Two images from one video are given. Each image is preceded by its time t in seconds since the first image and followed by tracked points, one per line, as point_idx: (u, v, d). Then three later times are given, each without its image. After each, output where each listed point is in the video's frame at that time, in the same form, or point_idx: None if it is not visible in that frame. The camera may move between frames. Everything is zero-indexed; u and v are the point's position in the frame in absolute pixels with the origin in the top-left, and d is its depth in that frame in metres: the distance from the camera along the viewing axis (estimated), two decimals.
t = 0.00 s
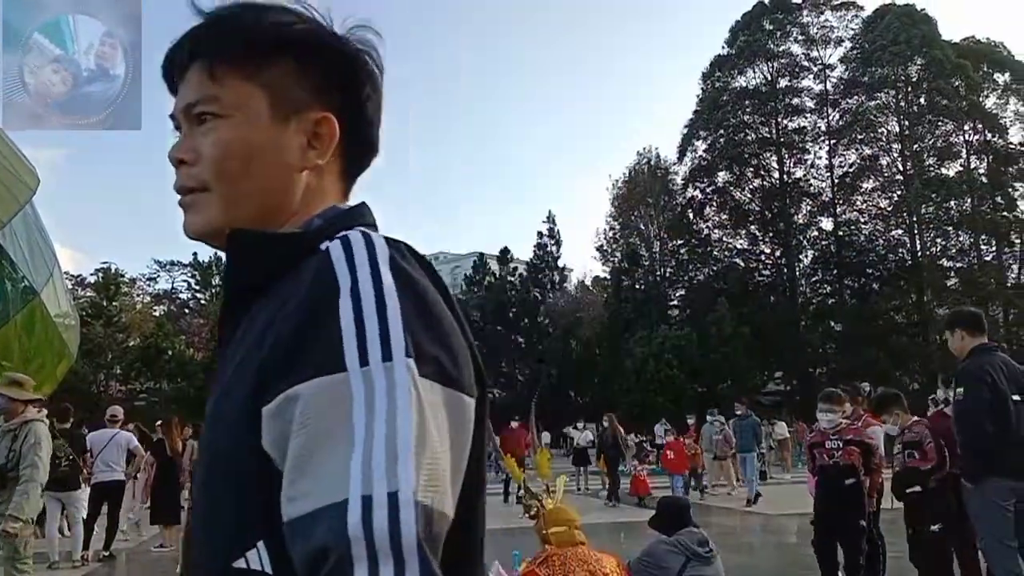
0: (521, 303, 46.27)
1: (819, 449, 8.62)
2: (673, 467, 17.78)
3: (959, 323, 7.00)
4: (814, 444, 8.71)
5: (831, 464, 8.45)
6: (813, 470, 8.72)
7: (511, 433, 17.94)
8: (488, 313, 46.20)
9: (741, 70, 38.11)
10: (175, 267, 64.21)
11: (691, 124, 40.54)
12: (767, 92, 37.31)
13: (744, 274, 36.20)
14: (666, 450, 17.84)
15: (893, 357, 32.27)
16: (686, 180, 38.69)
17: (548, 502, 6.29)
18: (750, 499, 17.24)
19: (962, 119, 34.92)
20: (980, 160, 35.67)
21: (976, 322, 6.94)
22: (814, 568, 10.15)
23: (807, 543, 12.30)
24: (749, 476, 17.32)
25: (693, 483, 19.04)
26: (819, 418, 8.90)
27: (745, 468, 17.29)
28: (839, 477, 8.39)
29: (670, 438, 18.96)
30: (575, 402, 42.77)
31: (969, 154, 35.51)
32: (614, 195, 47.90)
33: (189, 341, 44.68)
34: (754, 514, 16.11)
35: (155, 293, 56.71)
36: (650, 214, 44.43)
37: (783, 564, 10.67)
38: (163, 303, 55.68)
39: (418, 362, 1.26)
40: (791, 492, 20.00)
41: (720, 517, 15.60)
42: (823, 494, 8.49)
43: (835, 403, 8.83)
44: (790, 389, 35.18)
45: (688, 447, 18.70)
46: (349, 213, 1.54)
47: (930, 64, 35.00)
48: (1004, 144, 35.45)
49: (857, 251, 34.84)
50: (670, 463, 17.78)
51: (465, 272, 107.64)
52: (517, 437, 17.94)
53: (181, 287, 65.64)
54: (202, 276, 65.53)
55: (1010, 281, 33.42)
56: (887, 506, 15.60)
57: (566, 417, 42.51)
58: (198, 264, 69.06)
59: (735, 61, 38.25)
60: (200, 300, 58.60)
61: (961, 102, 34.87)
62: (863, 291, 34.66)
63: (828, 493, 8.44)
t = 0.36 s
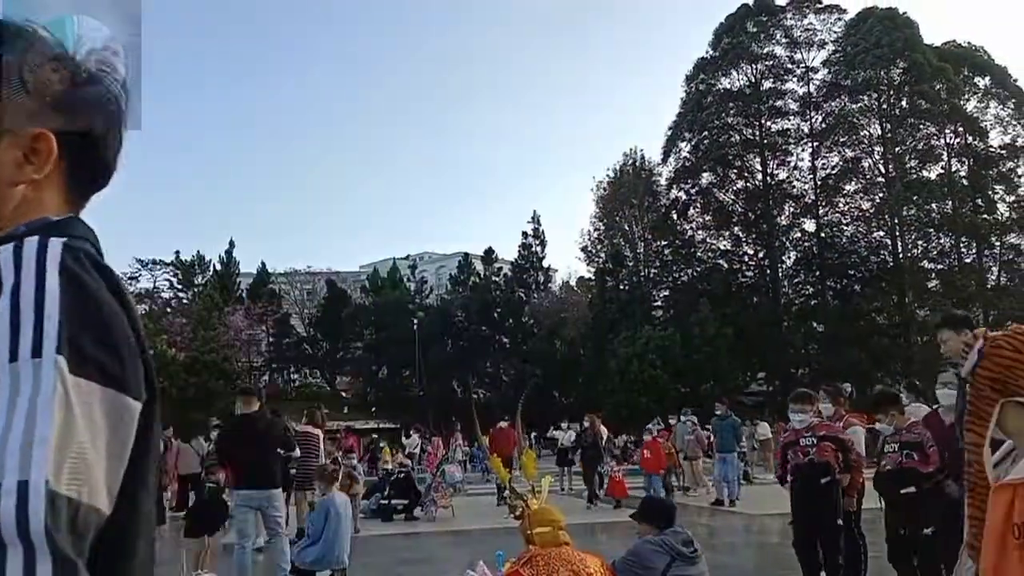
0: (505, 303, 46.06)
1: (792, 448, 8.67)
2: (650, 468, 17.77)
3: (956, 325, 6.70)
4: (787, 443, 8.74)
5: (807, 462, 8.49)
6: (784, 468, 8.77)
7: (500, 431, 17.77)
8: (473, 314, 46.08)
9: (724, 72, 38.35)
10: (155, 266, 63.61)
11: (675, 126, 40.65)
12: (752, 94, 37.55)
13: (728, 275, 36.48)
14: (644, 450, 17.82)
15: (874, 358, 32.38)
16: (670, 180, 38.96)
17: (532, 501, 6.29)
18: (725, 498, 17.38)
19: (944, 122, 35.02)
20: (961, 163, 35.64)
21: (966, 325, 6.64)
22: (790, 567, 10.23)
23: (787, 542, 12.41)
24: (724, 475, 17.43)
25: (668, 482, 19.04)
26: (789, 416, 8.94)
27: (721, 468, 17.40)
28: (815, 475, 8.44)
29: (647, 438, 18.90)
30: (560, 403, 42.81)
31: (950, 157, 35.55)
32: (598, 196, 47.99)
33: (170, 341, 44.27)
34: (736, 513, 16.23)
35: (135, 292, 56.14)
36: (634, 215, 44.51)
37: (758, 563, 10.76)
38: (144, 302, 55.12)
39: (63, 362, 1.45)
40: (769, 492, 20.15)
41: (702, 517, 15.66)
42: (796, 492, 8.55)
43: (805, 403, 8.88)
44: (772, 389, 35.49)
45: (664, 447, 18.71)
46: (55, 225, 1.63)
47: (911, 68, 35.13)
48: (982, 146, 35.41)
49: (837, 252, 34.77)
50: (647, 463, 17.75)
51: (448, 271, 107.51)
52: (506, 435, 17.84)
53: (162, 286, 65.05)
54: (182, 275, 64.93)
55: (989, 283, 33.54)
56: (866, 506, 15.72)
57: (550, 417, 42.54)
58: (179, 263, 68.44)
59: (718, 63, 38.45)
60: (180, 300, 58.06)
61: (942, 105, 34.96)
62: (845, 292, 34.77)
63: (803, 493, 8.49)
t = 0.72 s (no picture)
0: (494, 304, 46.05)
1: (769, 449, 8.74)
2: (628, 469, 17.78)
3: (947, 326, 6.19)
4: (764, 445, 8.83)
5: (783, 462, 8.54)
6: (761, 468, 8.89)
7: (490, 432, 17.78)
8: (462, 314, 46.01)
9: (714, 74, 38.56)
10: (144, 265, 63.43)
11: (664, 126, 40.76)
12: (741, 95, 37.68)
13: (717, 275, 36.81)
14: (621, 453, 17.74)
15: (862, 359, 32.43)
16: (660, 181, 39.13)
17: (523, 501, 6.28)
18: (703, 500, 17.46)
19: (931, 124, 35.00)
20: (948, 165, 35.47)
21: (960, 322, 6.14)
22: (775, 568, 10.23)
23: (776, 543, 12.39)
24: (705, 477, 17.52)
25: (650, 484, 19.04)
26: (764, 417, 9.04)
27: (701, 470, 17.48)
28: (794, 475, 8.45)
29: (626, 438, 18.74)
30: (549, 403, 42.85)
31: (937, 159, 35.71)
32: (589, 196, 48.04)
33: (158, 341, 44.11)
34: (723, 514, 16.22)
35: (123, 291, 55.99)
36: (624, 215, 44.56)
37: (741, 563, 10.79)
38: (132, 301, 54.97)
39: None
40: (754, 492, 20.19)
41: (690, 518, 15.62)
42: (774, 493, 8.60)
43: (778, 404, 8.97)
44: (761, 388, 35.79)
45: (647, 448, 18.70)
46: None
47: (899, 70, 34.93)
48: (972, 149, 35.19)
49: (827, 253, 35.29)
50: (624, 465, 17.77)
51: (438, 271, 107.56)
52: (498, 435, 17.78)
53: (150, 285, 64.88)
54: (171, 274, 64.78)
55: (977, 284, 33.55)
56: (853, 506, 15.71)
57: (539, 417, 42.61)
58: (168, 262, 68.30)
59: (707, 65, 38.62)
60: (168, 299, 57.87)
61: (930, 107, 34.96)
62: (833, 293, 35.28)
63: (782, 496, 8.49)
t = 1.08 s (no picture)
0: (480, 304, 46.07)
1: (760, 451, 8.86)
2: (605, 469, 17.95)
3: (948, 326, 6.63)
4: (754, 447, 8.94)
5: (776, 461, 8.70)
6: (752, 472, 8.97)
7: (482, 430, 17.83)
8: (448, 314, 45.94)
9: (700, 76, 38.88)
10: (126, 264, 62.89)
11: (651, 127, 40.90)
12: (727, 97, 37.84)
13: (703, 275, 36.94)
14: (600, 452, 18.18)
15: (847, 360, 32.66)
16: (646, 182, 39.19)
17: (509, 502, 6.28)
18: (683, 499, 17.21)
19: (915, 126, 35.36)
20: (931, 167, 35.92)
21: (961, 322, 6.58)
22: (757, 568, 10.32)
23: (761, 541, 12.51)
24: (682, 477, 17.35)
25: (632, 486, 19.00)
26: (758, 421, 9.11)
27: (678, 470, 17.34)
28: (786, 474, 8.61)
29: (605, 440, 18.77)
30: (535, 403, 42.88)
31: (919, 161, 35.92)
32: (576, 196, 48.04)
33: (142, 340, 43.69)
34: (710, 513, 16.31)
35: (106, 290, 55.52)
36: (611, 216, 44.58)
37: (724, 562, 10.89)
38: (115, 300, 54.49)
39: None
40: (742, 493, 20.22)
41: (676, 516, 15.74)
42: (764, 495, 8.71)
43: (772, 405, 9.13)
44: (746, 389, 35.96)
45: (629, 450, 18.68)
46: None
47: (884, 73, 35.16)
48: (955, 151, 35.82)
49: (811, 255, 35.59)
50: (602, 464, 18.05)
51: (424, 271, 107.24)
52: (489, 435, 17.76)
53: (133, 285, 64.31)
54: (154, 273, 64.25)
55: (959, 286, 33.88)
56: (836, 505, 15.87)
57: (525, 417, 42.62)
58: (151, 261, 67.74)
59: (693, 67, 38.84)
60: (152, 298, 57.37)
61: (914, 110, 35.25)
62: (817, 294, 35.69)
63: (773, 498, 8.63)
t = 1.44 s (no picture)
0: (466, 304, 45.85)
1: (772, 446, 8.48)
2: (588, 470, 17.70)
3: (950, 321, 6.16)
4: (767, 441, 8.55)
5: (788, 461, 8.37)
6: (759, 469, 8.55)
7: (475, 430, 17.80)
8: (433, 313, 45.83)
9: (685, 77, 38.90)
10: (109, 263, 62.38)
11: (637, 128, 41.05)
12: (711, 98, 38.01)
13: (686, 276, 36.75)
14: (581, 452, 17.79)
15: (831, 360, 32.87)
16: (631, 182, 39.28)
17: (492, 502, 6.25)
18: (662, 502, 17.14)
19: (897, 128, 35.68)
20: (914, 169, 36.50)
21: (966, 318, 6.11)
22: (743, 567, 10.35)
23: (745, 541, 12.56)
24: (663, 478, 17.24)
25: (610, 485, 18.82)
26: (770, 412, 8.64)
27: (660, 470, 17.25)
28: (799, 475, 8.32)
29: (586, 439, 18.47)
30: (521, 403, 42.91)
31: (903, 163, 36.50)
32: (562, 197, 48.05)
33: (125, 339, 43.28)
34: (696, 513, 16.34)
35: (88, 288, 55.06)
36: (597, 216, 44.67)
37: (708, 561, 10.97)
38: (97, 299, 54.00)
39: None
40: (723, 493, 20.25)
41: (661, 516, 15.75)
42: (777, 492, 8.33)
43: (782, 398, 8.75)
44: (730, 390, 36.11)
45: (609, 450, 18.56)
46: None
47: (868, 75, 35.49)
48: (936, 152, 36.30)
49: (795, 256, 35.58)
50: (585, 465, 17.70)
51: (408, 271, 107.04)
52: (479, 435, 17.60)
53: (115, 284, 63.79)
54: (137, 272, 63.80)
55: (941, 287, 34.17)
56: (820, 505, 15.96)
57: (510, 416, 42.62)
58: (133, 259, 67.20)
59: (678, 68, 38.96)
60: (134, 297, 56.88)
61: (896, 113, 35.50)
62: (800, 295, 35.57)
63: (786, 494, 8.30)
